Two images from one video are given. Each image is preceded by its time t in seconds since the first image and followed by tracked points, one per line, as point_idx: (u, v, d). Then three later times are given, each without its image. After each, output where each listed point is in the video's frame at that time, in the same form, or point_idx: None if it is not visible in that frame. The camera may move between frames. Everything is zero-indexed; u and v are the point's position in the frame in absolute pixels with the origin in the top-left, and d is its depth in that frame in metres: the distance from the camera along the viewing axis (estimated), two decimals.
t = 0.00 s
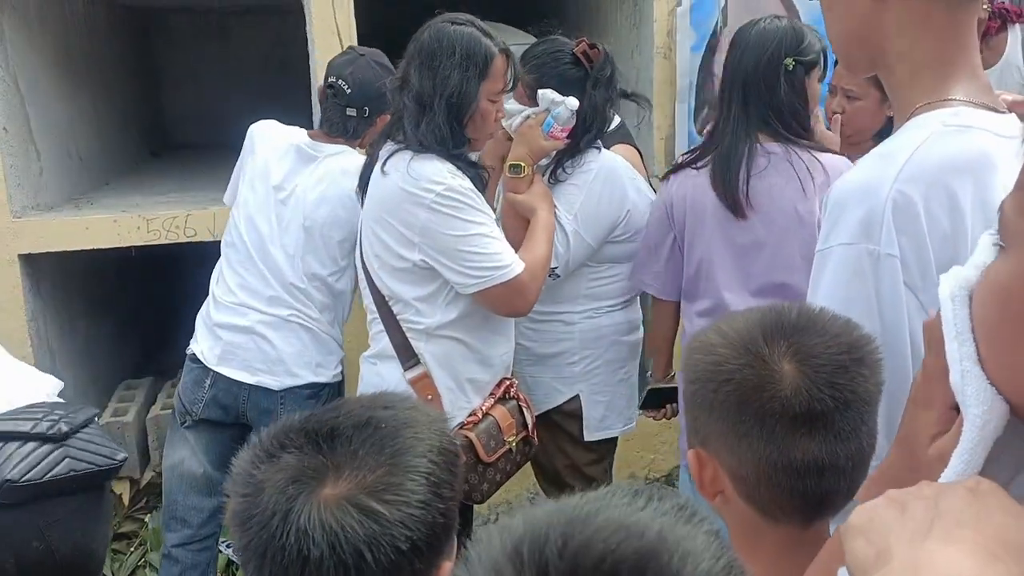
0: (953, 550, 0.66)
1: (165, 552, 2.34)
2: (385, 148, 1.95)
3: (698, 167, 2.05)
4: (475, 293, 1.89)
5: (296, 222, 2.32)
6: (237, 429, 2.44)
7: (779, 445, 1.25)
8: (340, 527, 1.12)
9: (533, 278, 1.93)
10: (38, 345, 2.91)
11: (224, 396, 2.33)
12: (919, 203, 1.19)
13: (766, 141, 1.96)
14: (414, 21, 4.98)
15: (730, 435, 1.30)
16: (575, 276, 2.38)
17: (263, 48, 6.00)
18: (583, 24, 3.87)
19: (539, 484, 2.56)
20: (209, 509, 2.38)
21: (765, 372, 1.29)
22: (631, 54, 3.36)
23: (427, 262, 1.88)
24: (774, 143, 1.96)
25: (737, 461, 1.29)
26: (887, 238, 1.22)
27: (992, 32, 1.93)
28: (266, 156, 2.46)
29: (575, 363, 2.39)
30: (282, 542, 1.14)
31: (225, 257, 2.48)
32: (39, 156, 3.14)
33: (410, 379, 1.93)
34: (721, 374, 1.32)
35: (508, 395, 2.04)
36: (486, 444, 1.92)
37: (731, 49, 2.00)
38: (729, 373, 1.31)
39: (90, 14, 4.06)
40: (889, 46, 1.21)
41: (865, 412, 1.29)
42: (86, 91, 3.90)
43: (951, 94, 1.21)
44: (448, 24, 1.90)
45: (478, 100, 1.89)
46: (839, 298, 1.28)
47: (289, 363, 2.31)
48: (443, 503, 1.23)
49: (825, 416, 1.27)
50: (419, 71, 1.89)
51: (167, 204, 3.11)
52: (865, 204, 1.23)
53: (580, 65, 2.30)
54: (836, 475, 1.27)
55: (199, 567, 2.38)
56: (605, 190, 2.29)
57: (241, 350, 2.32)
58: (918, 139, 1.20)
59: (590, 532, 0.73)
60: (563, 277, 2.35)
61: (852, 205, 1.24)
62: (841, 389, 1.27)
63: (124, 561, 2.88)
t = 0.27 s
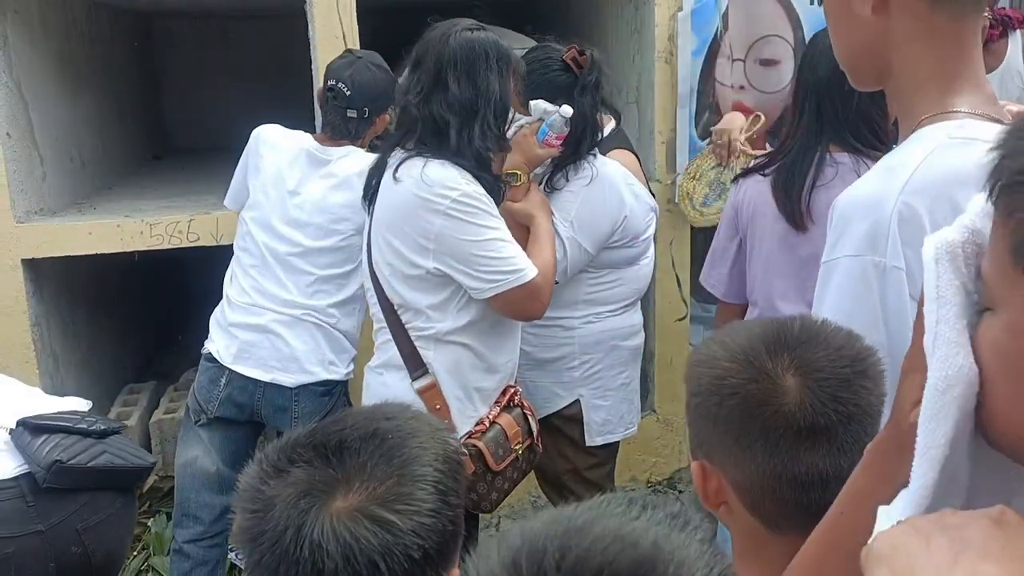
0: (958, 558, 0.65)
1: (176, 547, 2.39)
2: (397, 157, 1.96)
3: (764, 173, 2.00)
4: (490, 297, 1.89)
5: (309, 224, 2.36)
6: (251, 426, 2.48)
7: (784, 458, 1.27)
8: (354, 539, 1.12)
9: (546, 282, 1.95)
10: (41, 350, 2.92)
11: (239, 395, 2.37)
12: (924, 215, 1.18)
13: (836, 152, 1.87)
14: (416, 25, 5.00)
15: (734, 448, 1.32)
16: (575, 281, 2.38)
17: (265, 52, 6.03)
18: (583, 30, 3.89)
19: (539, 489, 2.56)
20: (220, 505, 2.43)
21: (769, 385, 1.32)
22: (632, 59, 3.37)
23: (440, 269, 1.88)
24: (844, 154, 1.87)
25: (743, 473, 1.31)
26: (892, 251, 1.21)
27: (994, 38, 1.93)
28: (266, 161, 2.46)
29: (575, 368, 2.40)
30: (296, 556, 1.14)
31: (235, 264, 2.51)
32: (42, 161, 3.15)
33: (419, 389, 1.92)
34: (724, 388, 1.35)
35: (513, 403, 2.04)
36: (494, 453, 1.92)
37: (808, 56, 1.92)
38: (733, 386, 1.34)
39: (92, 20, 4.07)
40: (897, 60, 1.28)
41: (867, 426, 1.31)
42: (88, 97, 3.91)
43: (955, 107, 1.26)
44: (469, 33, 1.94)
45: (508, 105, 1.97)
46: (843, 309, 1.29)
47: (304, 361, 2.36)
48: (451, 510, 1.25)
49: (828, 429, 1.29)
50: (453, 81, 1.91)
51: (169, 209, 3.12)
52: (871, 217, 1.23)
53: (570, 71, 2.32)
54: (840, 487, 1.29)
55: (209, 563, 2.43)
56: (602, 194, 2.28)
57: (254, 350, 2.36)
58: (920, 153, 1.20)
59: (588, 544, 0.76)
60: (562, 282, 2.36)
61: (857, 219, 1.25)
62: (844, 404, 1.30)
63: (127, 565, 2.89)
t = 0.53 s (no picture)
0: (957, 558, 0.69)
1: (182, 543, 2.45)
2: (413, 163, 1.96)
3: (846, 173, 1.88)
4: (516, 297, 1.91)
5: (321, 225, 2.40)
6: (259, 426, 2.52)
7: (790, 465, 1.27)
8: (361, 541, 1.12)
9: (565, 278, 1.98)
10: (41, 352, 2.92)
11: (250, 393, 2.41)
12: (925, 218, 1.18)
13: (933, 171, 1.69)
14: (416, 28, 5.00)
15: (740, 454, 1.31)
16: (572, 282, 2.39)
17: (265, 54, 6.03)
18: (583, 31, 3.89)
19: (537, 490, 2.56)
20: (227, 504, 2.47)
21: (776, 392, 1.30)
22: (632, 61, 3.37)
23: (467, 270, 1.90)
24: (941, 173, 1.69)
25: (749, 478, 1.30)
26: (893, 253, 1.22)
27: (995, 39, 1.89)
28: (270, 163, 2.45)
29: (573, 369, 2.40)
30: (303, 559, 1.14)
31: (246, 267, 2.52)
32: (43, 163, 3.15)
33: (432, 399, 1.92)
34: (731, 394, 1.33)
35: (520, 416, 2.02)
36: (504, 466, 1.88)
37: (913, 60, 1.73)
38: (739, 392, 1.32)
39: (93, 21, 4.08)
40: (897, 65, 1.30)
41: (875, 434, 1.28)
42: (88, 98, 3.90)
43: (957, 108, 1.26)
44: (473, 37, 1.97)
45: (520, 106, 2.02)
46: (845, 311, 1.30)
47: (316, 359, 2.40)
48: (455, 510, 1.25)
49: (834, 437, 1.27)
50: (473, 86, 1.94)
51: (169, 211, 3.12)
52: (872, 220, 1.24)
53: (561, 73, 2.32)
54: (845, 494, 1.28)
55: (214, 560, 2.48)
56: (592, 197, 2.29)
57: (268, 347, 2.40)
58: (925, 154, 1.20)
59: (568, 554, 0.75)
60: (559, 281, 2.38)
61: (858, 221, 1.26)
62: (852, 413, 1.27)
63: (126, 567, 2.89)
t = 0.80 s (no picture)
0: (963, 551, 0.70)
1: (190, 542, 2.47)
2: (427, 163, 1.97)
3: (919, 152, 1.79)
4: (535, 293, 1.92)
5: (332, 224, 2.44)
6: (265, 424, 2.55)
7: (801, 466, 1.26)
8: (362, 537, 1.12)
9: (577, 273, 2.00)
10: (42, 352, 2.92)
11: (263, 390, 2.45)
12: (929, 215, 1.18)
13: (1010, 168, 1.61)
14: (417, 30, 5.00)
15: (748, 455, 1.31)
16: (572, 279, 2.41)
17: (265, 56, 6.03)
18: (583, 32, 3.89)
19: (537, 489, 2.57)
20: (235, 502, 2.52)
21: (785, 393, 1.29)
22: (632, 61, 3.37)
23: (489, 266, 1.90)
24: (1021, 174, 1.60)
25: (756, 479, 1.30)
26: (897, 250, 1.22)
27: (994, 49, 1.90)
28: (281, 166, 2.48)
29: (574, 368, 2.41)
30: (305, 554, 1.14)
31: (259, 268, 2.53)
32: (44, 164, 3.15)
33: (462, 394, 1.93)
34: (740, 396, 1.32)
35: (535, 404, 2.08)
36: (534, 451, 1.95)
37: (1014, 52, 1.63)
38: (748, 394, 1.31)
39: (93, 22, 4.07)
40: (901, 63, 1.29)
41: (885, 434, 1.28)
42: (89, 100, 3.90)
43: (958, 107, 1.25)
44: (481, 35, 1.98)
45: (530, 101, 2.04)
46: (851, 308, 1.31)
47: (330, 353, 2.45)
48: (456, 504, 1.26)
49: (845, 438, 1.26)
50: (487, 83, 1.95)
51: (171, 211, 3.12)
52: (875, 215, 1.25)
53: (558, 73, 2.33)
54: (855, 494, 1.28)
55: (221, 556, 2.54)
56: (586, 199, 2.30)
57: (284, 344, 2.43)
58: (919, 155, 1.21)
59: (572, 550, 0.75)
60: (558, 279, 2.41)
61: (862, 220, 1.27)
62: (862, 413, 1.27)
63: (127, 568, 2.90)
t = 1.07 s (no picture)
0: (970, 555, 0.70)
1: (194, 544, 2.49)
2: (435, 160, 1.97)
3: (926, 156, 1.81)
4: (553, 289, 1.93)
5: (337, 227, 2.45)
6: (269, 426, 2.55)
7: (812, 468, 1.26)
8: (368, 538, 1.12)
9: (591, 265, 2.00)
10: (41, 354, 2.92)
11: (270, 392, 2.45)
12: (931, 216, 1.19)
13: None
14: (416, 32, 5.00)
15: (756, 463, 1.30)
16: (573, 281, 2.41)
17: (264, 58, 6.03)
18: (582, 34, 3.90)
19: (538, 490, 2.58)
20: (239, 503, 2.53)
21: (790, 398, 1.29)
22: (631, 63, 3.38)
23: (503, 263, 1.90)
24: None
25: (764, 485, 1.30)
26: (899, 252, 1.22)
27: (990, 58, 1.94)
28: (286, 170, 2.49)
29: (575, 370, 2.41)
30: (308, 557, 1.13)
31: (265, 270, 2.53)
32: (42, 166, 3.15)
33: (484, 386, 1.94)
34: (745, 404, 1.31)
35: (556, 389, 2.08)
36: (560, 435, 1.95)
37: None
38: (753, 402, 1.30)
39: (92, 25, 4.07)
40: (901, 60, 1.29)
41: (887, 432, 1.29)
42: (87, 102, 3.90)
43: (958, 110, 1.26)
44: (480, 30, 1.97)
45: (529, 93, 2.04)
46: (850, 309, 1.30)
47: (322, 355, 2.45)
48: (458, 506, 1.26)
49: (853, 436, 1.27)
50: (488, 77, 1.94)
51: (170, 214, 3.12)
52: (878, 214, 1.24)
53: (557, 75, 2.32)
54: (864, 491, 1.29)
55: (225, 557, 2.55)
56: (585, 200, 2.30)
57: (292, 346, 2.43)
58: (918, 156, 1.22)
59: (597, 561, 0.76)
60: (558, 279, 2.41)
61: (863, 220, 1.26)
62: (867, 411, 1.28)
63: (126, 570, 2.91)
